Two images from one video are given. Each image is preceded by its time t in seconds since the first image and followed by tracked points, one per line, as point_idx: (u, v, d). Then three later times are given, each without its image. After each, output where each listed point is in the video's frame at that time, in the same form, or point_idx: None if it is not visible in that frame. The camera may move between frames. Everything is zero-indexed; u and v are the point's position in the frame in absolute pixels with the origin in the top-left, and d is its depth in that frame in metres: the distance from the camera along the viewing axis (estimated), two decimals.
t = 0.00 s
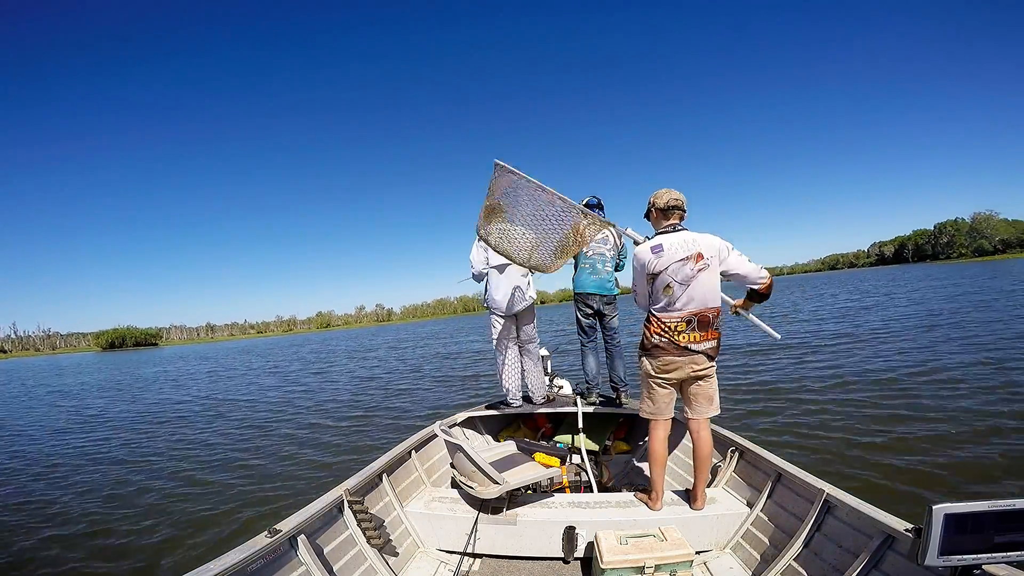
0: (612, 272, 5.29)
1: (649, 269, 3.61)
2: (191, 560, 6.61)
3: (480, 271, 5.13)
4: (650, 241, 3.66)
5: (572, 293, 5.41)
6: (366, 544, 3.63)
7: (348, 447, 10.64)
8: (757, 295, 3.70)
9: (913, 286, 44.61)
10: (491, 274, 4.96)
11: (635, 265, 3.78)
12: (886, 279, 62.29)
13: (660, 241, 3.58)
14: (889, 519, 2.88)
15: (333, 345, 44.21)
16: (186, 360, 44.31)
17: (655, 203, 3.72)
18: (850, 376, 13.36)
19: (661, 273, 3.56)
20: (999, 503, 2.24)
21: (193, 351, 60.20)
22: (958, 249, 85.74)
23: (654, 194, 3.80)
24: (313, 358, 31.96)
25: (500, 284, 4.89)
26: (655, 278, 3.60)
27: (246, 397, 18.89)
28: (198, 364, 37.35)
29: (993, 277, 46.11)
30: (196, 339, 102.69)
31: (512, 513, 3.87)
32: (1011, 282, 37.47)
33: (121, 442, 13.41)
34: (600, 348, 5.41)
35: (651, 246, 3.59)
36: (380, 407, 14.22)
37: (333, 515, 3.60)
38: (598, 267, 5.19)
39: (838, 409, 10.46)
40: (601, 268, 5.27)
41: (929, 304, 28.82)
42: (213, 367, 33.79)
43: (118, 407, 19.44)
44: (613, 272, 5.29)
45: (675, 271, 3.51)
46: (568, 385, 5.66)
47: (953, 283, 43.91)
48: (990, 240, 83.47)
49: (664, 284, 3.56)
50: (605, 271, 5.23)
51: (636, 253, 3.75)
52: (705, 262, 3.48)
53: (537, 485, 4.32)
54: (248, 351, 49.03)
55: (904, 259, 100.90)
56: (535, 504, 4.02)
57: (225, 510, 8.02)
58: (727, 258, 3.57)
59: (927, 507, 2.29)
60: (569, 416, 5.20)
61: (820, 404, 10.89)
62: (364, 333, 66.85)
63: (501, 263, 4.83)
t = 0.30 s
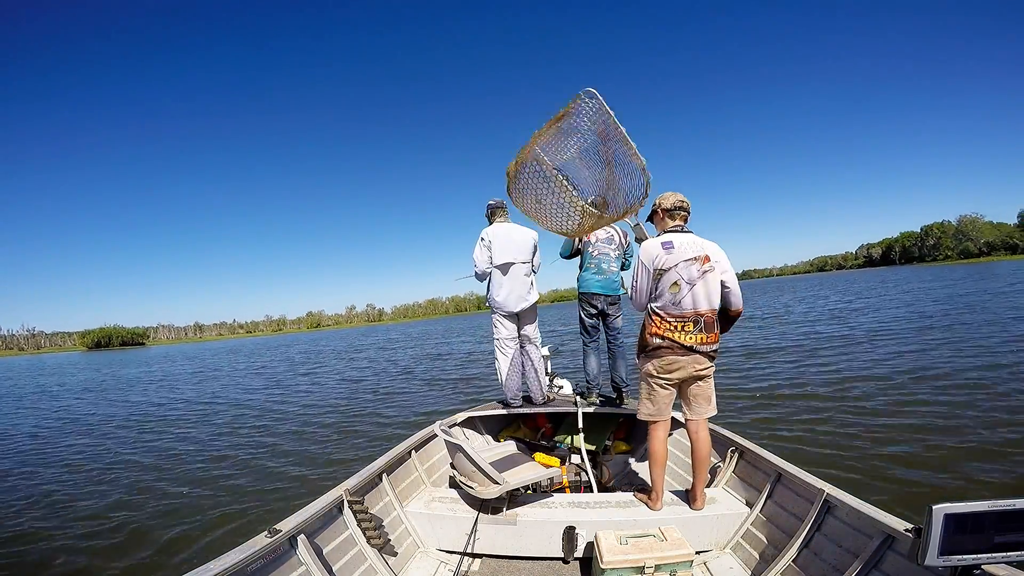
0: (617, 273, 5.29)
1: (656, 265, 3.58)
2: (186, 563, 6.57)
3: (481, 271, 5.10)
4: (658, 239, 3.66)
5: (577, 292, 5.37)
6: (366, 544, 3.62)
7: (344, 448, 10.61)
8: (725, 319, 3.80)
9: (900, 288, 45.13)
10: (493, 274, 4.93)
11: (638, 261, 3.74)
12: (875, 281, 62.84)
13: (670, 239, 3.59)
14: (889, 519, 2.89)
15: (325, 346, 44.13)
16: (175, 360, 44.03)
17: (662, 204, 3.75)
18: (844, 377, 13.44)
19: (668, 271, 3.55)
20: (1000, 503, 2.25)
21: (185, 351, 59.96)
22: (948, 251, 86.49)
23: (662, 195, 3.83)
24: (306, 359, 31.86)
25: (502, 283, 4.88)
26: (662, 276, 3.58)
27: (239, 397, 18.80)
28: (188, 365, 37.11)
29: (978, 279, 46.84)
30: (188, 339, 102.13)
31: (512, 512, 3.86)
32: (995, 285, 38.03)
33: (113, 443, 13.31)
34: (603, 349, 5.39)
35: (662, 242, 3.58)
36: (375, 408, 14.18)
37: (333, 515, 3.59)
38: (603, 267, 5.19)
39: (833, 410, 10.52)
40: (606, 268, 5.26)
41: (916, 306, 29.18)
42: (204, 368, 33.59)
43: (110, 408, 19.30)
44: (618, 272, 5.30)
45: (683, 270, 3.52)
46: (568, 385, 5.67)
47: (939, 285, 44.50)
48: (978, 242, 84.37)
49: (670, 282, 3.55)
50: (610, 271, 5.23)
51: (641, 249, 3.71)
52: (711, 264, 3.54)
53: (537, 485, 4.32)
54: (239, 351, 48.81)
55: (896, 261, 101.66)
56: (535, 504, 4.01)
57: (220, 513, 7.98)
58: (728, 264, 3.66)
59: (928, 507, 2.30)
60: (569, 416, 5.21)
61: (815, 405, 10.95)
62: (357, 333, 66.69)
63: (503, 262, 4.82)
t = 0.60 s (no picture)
0: (619, 273, 5.27)
1: (665, 264, 3.56)
2: (183, 566, 6.56)
3: (481, 271, 5.09)
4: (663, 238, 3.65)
5: (580, 291, 5.40)
6: (366, 544, 3.62)
7: (342, 450, 10.64)
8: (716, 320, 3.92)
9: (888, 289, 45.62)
10: (492, 273, 4.93)
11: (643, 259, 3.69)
12: (868, 282, 63.10)
13: (676, 238, 3.61)
14: (889, 519, 2.89)
15: (317, 348, 44.22)
16: (165, 362, 44.02)
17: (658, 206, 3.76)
18: (841, 378, 13.48)
19: (677, 270, 3.54)
20: (1000, 503, 2.25)
21: (178, 353, 59.96)
22: (934, 252, 87.57)
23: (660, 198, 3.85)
24: (299, 361, 31.85)
25: (502, 284, 4.87)
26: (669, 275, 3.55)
27: (236, 399, 18.81)
28: (179, 367, 37.09)
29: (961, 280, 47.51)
30: (183, 340, 102.23)
31: (512, 512, 3.87)
32: (978, 286, 38.59)
33: (109, 445, 13.30)
34: (604, 349, 5.38)
35: (670, 241, 3.58)
36: (374, 410, 14.22)
37: (333, 515, 3.59)
38: (604, 268, 5.18)
39: (830, 411, 10.56)
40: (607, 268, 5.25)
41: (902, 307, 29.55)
42: (195, 369, 33.57)
43: (105, 410, 19.27)
44: (620, 272, 5.27)
45: (690, 270, 3.55)
46: (568, 385, 5.69)
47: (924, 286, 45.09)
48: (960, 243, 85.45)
49: (678, 281, 3.55)
50: (611, 271, 5.22)
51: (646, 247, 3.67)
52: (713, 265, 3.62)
53: (537, 485, 4.32)
54: (230, 353, 48.80)
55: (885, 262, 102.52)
56: (534, 503, 4.02)
57: (217, 515, 7.98)
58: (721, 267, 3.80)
59: (927, 507, 2.30)
60: (569, 416, 5.19)
61: (811, 406, 10.99)
62: (350, 334, 66.82)
63: (503, 262, 4.81)
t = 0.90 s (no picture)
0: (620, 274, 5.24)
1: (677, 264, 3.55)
2: (178, 569, 6.53)
3: (480, 271, 5.08)
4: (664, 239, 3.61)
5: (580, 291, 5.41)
6: (366, 544, 3.62)
7: (339, 453, 10.64)
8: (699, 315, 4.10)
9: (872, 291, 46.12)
10: (492, 273, 4.92)
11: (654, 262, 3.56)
12: (864, 283, 63.24)
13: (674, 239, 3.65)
14: (889, 519, 2.89)
15: (305, 348, 44.18)
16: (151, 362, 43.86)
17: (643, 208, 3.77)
18: (838, 379, 13.52)
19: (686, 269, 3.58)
20: (1000, 503, 2.25)
21: (168, 353, 59.85)
22: (919, 255, 88.57)
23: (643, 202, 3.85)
24: (289, 362, 31.77)
25: (501, 284, 4.87)
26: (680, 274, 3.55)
27: (232, 400, 18.78)
28: (166, 367, 36.92)
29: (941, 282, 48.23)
30: (179, 340, 102.05)
31: (512, 512, 3.87)
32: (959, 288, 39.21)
33: (102, 447, 13.24)
34: (604, 350, 5.36)
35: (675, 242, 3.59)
36: (371, 412, 14.22)
37: (333, 515, 3.59)
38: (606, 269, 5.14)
39: (828, 413, 10.58)
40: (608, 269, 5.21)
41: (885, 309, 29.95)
42: (183, 370, 33.47)
43: (96, 411, 19.17)
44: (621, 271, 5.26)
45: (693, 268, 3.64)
46: (568, 385, 5.70)
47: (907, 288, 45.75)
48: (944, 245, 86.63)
49: (688, 280, 3.59)
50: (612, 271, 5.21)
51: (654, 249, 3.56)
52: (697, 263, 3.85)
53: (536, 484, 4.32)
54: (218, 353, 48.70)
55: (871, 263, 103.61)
56: (534, 503, 4.02)
57: (213, 518, 7.96)
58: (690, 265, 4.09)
59: (927, 507, 2.30)
60: (569, 416, 5.19)
61: (807, 408, 11.01)
62: (342, 335, 66.87)
63: (503, 262, 4.81)
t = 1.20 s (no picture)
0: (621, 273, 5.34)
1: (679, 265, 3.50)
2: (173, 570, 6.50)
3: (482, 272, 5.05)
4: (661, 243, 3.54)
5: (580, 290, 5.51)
6: (366, 544, 3.61)
7: (336, 453, 10.63)
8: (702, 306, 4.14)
9: (856, 295, 46.70)
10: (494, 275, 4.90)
11: (659, 272, 3.44)
12: (856, 285, 63.56)
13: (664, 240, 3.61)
14: (889, 519, 2.90)
15: (292, 349, 44.11)
16: (134, 363, 43.49)
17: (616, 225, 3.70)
18: (832, 380, 13.59)
19: (687, 266, 3.55)
20: (1000, 503, 2.26)
21: (158, 353, 59.54)
22: (906, 258, 89.46)
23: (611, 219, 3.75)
24: (277, 363, 31.63)
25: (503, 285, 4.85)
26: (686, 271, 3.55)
27: (226, 401, 18.71)
28: (150, 368, 36.66)
29: (920, 286, 49.01)
30: (172, 341, 101.65)
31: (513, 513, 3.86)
32: (937, 292, 39.87)
33: (93, 449, 13.13)
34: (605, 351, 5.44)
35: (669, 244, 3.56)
36: (367, 413, 14.23)
37: (333, 515, 3.59)
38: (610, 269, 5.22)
39: (823, 414, 10.64)
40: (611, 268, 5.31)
41: (868, 312, 30.33)
42: (168, 371, 33.22)
43: (85, 412, 19.02)
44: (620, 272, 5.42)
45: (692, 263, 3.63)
46: (567, 385, 5.74)
47: (888, 292, 46.40)
48: (929, 249, 87.69)
49: (693, 277, 3.57)
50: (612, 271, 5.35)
51: (654, 258, 3.45)
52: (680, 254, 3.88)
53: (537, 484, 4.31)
54: (203, 354, 48.48)
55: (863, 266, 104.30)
56: (534, 504, 4.00)
57: (206, 520, 7.90)
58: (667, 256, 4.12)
59: (928, 507, 2.30)
60: (569, 415, 5.18)
61: (802, 409, 11.03)
62: (331, 336, 66.81)
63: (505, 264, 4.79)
